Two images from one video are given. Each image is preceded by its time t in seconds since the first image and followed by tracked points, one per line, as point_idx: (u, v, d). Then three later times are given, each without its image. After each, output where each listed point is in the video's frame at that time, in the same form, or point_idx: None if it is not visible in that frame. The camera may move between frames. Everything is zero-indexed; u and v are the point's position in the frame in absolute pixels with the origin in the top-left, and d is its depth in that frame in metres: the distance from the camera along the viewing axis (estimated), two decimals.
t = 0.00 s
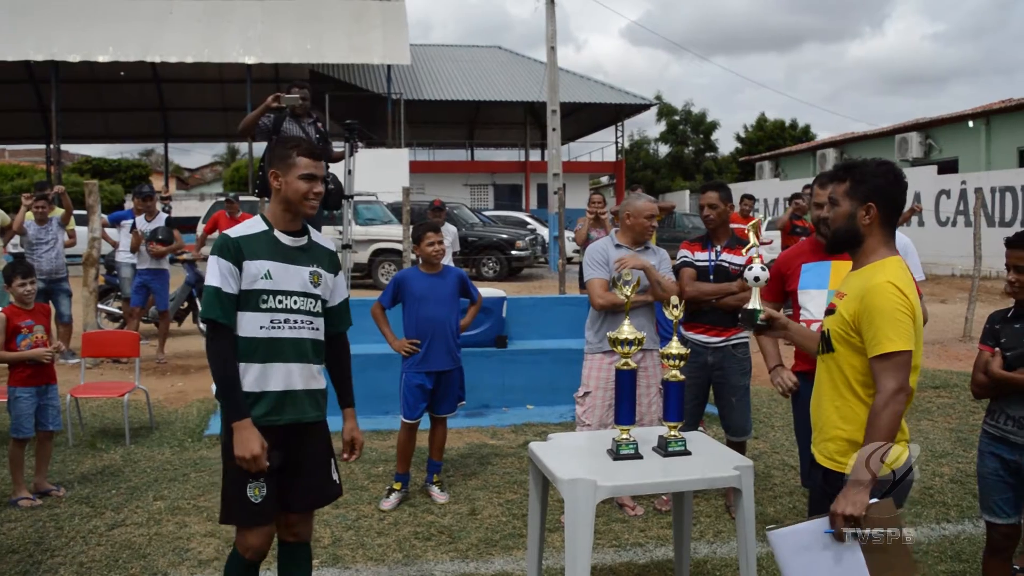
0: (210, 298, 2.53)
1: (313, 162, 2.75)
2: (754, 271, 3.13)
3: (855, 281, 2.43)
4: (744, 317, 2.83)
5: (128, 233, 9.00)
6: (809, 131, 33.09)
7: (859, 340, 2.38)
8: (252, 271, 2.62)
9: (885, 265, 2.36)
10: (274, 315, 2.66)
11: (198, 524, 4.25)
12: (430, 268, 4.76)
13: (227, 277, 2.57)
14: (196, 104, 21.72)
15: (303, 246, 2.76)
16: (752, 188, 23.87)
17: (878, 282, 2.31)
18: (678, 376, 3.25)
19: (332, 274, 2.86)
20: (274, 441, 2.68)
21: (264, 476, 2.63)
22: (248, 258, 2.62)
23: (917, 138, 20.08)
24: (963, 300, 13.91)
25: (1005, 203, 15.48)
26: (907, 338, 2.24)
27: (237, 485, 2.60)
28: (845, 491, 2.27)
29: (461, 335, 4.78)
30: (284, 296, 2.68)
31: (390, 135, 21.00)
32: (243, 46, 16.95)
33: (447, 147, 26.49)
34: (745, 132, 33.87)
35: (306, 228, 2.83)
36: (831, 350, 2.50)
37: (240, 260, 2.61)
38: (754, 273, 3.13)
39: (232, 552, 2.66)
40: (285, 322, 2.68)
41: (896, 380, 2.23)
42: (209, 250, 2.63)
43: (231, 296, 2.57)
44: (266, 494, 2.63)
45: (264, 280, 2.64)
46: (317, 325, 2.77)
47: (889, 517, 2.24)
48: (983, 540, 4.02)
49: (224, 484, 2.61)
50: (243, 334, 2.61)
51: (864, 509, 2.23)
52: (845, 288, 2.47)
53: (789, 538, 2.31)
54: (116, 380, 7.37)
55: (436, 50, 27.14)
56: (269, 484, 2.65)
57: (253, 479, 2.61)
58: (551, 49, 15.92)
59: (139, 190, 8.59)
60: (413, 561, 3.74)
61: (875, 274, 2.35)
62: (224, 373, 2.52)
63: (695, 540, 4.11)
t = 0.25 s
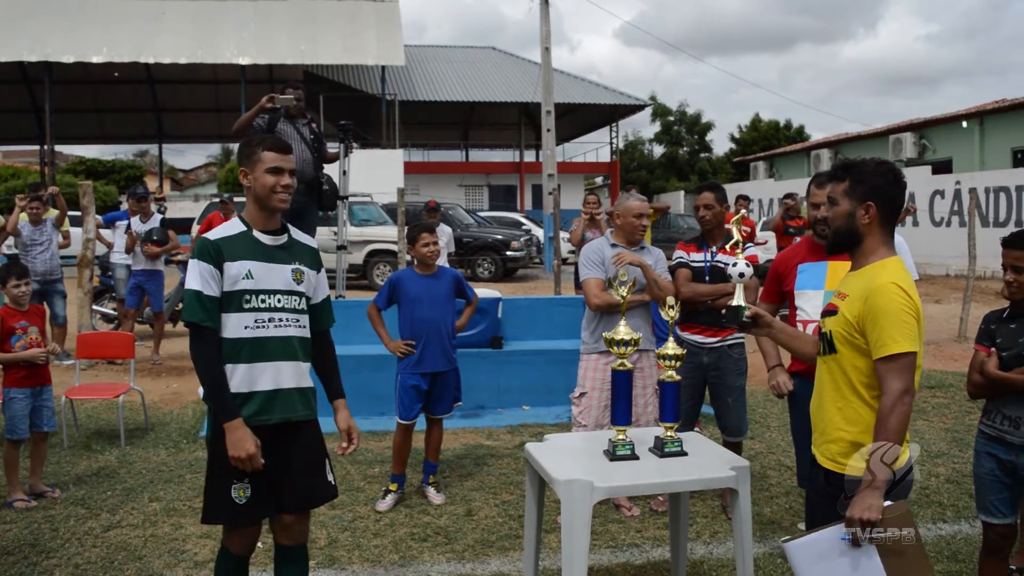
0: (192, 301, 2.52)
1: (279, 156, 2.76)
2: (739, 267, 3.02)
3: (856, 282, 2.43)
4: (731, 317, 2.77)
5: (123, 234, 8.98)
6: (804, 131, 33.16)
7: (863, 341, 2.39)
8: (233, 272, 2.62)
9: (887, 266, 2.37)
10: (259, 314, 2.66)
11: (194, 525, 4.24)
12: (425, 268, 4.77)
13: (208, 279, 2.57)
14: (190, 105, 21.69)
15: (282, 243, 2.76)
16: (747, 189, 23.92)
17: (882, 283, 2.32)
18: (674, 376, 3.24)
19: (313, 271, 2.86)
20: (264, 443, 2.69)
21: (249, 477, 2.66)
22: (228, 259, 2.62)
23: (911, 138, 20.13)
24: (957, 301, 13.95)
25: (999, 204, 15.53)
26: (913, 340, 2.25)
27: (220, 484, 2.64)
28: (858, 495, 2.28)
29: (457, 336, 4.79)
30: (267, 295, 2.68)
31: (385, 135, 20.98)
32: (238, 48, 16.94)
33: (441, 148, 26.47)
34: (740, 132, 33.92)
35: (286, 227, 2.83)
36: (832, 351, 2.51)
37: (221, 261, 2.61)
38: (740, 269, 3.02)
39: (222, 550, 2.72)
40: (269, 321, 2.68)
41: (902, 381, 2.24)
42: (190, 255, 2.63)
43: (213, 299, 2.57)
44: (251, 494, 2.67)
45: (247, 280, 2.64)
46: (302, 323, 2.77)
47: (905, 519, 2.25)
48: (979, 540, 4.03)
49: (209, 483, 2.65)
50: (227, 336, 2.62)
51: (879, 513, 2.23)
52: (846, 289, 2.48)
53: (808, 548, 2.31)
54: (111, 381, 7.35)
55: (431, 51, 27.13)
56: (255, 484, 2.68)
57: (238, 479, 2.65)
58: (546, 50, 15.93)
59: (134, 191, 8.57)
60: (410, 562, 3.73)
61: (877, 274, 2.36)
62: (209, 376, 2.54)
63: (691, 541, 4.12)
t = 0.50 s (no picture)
0: (169, 305, 2.53)
1: (248, 157, 2.75)
2: (750, 269, 3.12)
3: (860, 284, 2.43)
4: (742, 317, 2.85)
5: (124, 233, 8.98)
6: (805, 133, 33.17)
7: (869, 343, 2.39)
8: (212, 274, 2.63)
9: (891, 268, 2.37)
10: (238, 316, 2.67)
11: (195, 525, 4.24)
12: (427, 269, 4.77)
13: (187, 282, 2.58)
14: (191, 105, 21.70)
15: (261, 244, 2.74)
16: (747, 190, 23.92)
17: (886, 285, 2.32)
18: (676, 377, 3.24)
19: (297, 268, 2.84)
20: (247, 444, 2.71)
21: (230, 475, 2.69)
22: (206, 262, 2.63)
23: (912, 140, 20.13)
24: (958, 303, 13.95)
25: (1000, 206, 15.53)
26: (921, 342, 2.25)
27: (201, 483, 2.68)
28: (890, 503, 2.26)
29: (458, 336, 4.78)
30: (247, 296, 2.68)
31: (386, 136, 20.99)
32: (239, 48, 16.94)
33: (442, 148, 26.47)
34: (741, 134, 33.93)
35: (267, 226, 2.81)
36: (837, 354, 2.50)
37: (201, 264, 2.62)
38: (750, 271, 3.11)
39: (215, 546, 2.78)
40: (250, 322, 2.69)
41: (913, 384, 2.23)
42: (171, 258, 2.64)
43: (194, 302, 2.59)
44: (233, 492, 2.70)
45: (227, 282, 2.65)
46: (285, 322, 2.77)
47: (937, 520, 2.27)
48: (981, 542, 4.03)
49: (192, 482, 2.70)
50: (209, 337, 2.64)
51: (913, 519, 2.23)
52: (850, 292, 2.47)
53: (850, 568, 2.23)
54: (111, 380, 7.35)
55: (431, 52, 27.13)
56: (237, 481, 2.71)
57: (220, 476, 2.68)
58: (547, 51, 15.94)
59: (135, 190, 8.57)
60: (411, 562, 3.73)
61: (881, 276, 2.36)
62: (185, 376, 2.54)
63: (692, 542, 4.12)
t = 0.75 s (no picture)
0: (150, 310, 2.55)
1: (228, 160, 2.74)
2: (766, 264, 3.19)
3: (860, 286, 2.43)
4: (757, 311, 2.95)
5: (125, 233, 8.98)
6: (806, 133, 33.16)
7: (869, 345, 2.38)
8: (194, 280, 2.64)
9: (892, 269, 2.37)
10: (220, 321, 2.67)
11: (196, 525, 4.24)
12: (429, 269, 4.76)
13: (168, 289, 2.59)
14: (193, 105, 21.71)
15: (244, 247, 2.74)
16: (749, 191, 23.92)
17: (886, 287, 2.32)
18: (679, 378, 3.24)
19: (280, 272, 2.83)
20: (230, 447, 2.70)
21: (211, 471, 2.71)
22: (189, 268, 2.64)
23: (913, 141, 20.14)
24: (960, 304, 13.93)
25: (1002, 206, 15.53)
26: (919, 345, 2.25)
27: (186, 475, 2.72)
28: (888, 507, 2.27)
29: (459, 337, 4.78)
30: (230, 301, 2.69)
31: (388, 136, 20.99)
32: (241, 48, 16.94)
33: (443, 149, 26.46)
34: (742, 134, 33.93)
35: (250, 228, 2.81)
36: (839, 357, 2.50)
37: (183, 270, 2.63)
38: (767, 265, 3.18)
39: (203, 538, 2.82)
40: (232, 327, 2.69)
41: (910, 387, 2.23)
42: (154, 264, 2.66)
43: (174, 308, 2.60)
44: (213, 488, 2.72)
45: (209, 287, 2.65)
46: (268, 325, 2.78)
47: (936, 523, 2.26)
48: (984, 543, 4.03)
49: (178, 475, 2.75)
50: (191, 341, 2.66)
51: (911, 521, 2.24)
52: (850, 293, 2.47)
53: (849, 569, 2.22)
54: (113, 380, 7.35)
55: (433, 52, 27.13)
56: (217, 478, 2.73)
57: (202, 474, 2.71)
58: (548, 51, 15.94)
59: (137, 190, 8.57)
60: (413, 563, 3.73)
61: (882, 278, 2.36)
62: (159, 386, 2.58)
63: (694, 543, 4.11)
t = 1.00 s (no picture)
0: (135, 314, 2.59)
1: (210, 157, 2.72)
2: (787, 257, 3.27)
3: (861, 288, 2.42)
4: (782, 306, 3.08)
5: (128, 233, 8.98)
6: (809, 135, 33.13)
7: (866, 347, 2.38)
8: (182, 282, 2.64)
9: (891, 272, 2.35)
10: (213, 321, 2.67)
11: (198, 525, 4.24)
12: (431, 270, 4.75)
13: (157, 292, 2.61)
14: (196, 106, 21.73)
15: (233, 245, 2.73)
16: (752, 192, 23.90)
17: (881, 291, 2.31)
18: (682, 379, 3.24)
19: (273, 268, 2.82)
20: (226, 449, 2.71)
21: (217, 467, 2.70)
22: (176, 269, 2.63)
23: (916, 142, 20.12)
24: (962, 306, 13.91)
25: (1005, 208, 15.50)
26: (912, 349, 2.23)
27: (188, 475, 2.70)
28: (856, 504, 2.29)
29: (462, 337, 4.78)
30: (221, 300, 2.69)
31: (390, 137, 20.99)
32: (244, 48, 16.96)
33: (446, 149, 26.45)
34: (745, 135, 33.90)
35: (240, 225, 2.79)
36: (840, 358, 2.50)
37: (170, 273, 2.63)
38: (787, 258, 3.26)
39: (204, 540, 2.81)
40: (224, 326, 2.69)
41: (900, 391, 2.22)
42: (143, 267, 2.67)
43: (165, 310, 2.62)
44: (222, 485, 2.72)
45: (198, 288, 2.65)
46: (261, 322, 2.78)
47: (902, 527, 2.27)
48: (986, 545, 4.02)
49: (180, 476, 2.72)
50: (184, 343, 2.66)
51: (879, 522, 2.25)
52: (852, 295, 2.46)
53: (805, 558, 2.29)
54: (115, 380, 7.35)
55: (436, 53, 27.13)
56: (226, 475, 2.73)
57: (207, 470, 2.70)
58: (551, 52, 15.92)
59: (140, 190, 8.57)
60: (415, 564, 3.72)
61: (880, 281, 2.35)
62: (148, 388, 2.61)
63: (696, 544, 4.11)
